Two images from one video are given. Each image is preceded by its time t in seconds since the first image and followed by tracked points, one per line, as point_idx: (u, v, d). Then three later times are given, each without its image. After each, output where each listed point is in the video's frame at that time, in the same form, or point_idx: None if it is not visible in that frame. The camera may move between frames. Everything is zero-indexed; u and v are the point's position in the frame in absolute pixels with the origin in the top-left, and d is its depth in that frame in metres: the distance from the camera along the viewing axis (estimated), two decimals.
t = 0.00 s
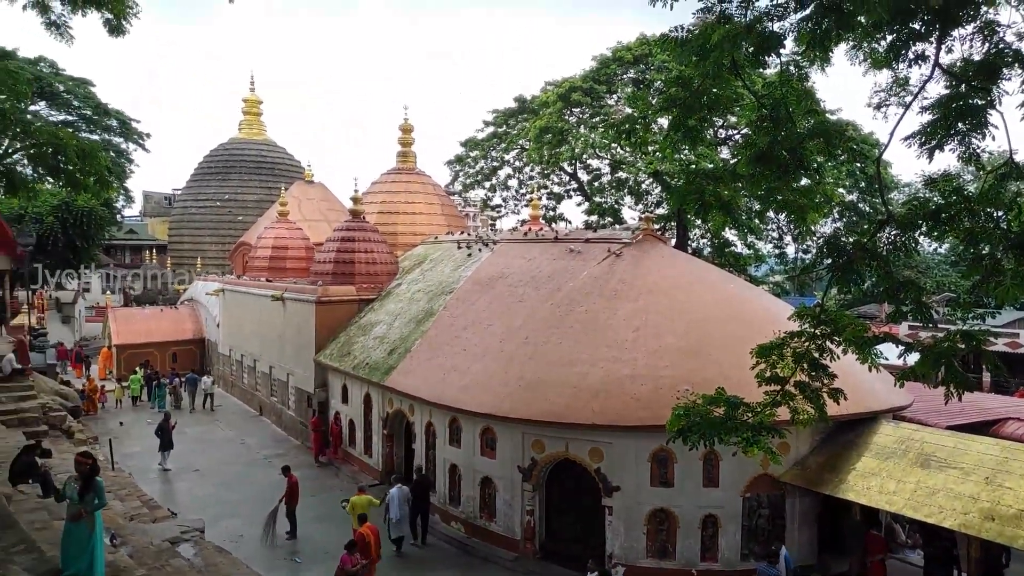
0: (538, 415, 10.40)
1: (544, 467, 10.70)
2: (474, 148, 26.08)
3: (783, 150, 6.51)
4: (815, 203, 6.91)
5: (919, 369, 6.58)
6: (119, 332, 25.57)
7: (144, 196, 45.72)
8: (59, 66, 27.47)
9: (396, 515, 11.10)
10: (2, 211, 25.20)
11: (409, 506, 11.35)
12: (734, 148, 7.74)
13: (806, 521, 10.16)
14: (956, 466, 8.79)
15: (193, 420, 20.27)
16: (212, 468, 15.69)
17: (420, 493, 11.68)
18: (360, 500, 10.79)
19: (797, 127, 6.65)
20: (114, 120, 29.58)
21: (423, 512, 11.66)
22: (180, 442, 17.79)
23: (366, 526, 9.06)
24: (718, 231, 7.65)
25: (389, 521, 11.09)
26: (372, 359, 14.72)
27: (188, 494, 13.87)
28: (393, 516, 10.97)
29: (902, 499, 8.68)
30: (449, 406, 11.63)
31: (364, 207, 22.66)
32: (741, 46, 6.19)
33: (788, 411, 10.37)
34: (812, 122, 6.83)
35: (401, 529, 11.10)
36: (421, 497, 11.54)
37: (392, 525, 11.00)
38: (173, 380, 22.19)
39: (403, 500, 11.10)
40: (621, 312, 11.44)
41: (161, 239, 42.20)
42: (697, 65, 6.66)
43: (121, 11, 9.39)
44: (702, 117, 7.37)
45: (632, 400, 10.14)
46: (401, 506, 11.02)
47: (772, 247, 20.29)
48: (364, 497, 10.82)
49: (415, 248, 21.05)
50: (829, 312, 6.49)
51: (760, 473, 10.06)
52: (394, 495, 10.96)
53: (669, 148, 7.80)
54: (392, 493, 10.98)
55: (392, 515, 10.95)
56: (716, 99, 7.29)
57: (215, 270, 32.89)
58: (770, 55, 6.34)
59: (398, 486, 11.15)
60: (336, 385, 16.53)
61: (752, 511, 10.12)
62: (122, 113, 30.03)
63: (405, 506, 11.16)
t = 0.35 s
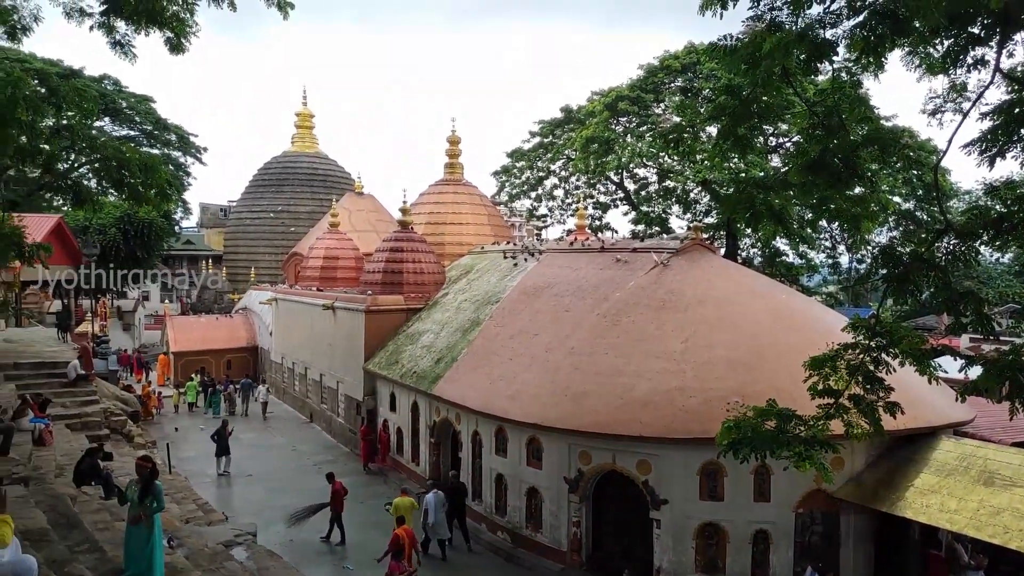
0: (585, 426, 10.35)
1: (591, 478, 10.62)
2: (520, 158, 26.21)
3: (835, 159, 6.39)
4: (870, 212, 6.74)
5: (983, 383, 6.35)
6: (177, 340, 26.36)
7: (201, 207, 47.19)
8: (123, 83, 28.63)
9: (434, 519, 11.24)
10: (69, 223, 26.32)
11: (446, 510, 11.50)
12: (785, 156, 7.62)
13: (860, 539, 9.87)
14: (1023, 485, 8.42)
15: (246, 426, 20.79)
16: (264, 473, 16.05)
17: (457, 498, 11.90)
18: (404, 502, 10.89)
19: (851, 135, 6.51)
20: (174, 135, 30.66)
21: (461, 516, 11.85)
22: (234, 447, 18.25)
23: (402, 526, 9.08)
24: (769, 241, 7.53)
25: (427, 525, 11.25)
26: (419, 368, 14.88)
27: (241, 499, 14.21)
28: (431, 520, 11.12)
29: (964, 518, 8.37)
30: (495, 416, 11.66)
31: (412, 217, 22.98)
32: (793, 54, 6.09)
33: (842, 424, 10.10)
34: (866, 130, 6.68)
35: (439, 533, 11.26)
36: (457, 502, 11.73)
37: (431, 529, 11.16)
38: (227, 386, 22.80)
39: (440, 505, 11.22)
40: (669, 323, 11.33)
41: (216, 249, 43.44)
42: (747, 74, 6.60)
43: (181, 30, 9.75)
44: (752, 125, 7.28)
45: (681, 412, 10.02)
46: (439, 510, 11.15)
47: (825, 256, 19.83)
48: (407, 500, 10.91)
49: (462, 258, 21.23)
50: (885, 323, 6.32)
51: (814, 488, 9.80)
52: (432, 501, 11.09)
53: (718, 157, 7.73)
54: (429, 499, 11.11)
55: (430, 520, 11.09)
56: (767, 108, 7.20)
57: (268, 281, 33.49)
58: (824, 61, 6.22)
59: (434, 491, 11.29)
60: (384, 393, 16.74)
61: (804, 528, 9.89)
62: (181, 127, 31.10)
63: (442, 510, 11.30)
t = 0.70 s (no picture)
0: (635, 434, 10.27)
1: (641, 488, 10.49)
2: (569, 166, 26.21)
3: (894, 163, 6.24)
4: (932, 217, 6.55)
5: None
6: (234, 345, 27.12)
7: (258, 217, 48.61)
8: (184, 97, 29.71)
9: (472, 520, 11.54)
10: (135, 232, 27.40)
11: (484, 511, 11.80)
12: (841, 161, 7.45)
13: (922, 557, 9.53)
14: None
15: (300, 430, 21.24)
16: (317, 476, 16.38)
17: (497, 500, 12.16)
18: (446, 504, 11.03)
19: (912, 138, 6.34)
20: (232, 146, 31.64)
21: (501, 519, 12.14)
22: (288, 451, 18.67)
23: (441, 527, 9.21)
24: (826, 247, 7.37)
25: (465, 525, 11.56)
26: (469, 374, 14.99)
27: (295, 501, 14.52)
28: (468, 520, 11.43)
29: None
30: (544, 423, 11.64)
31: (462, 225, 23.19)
32: (851, 57, 5.98)
33: (902, 436, 9.79)
34: (928, 132, 6.49)
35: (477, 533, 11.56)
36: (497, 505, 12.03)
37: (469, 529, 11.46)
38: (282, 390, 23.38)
39: (478, 505, 11.53)
40: (721, 331, 11.16)
41: (272, 257, 44.59)
42: (802, 77, 6.49)
43: (241, 44, 10.09)
44: (808, 130, 7.15)
45: (733, 422, 9.86)
46: (476, 511, 11.44)
47: (884, 263, 19.25)
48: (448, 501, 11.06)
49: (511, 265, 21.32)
50: (948, 332, 6.12)
51: (872, 501, 9.53)
52: (469, 501, 11.40)
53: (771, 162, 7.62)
54: (467, 500, 11.41)
55: (468, 520, 11.41)
56: (822, 112, 7.07)
57: (321, 286, 34.32)
58: (882, 64, 6.08)
59: (472, 493, 11.60)
60: (434, 399, 16.88)
61: (863, 543, 9.61)
62: (239, 139, 32.10)
63: (480, 511, 11.59)
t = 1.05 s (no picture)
0: (686, 440, 10.14)
1: (693, 495, 10.31)
2: (618, 169, 26.06)
3: (959, 164, 6.04)
4: (1000, 219, 6.31)
5: None
6: (289, 347, 27.74)
7: (311, 222, 49.77)
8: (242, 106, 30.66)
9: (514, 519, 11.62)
10: (195, 237, 28.36)
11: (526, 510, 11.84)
12: (902, 161, 7.24)
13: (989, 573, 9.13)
14: None
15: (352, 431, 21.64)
16: (369, 477, 16.66)
17: (542, 501, 12.24)
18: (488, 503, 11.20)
19: (978, 138, 6.12)
20: (287, 153, 32.45)
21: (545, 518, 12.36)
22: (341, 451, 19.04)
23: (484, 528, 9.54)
24: (886, 251, 7.16)
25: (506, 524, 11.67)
26: (517, 378, 15.03)
27: (348, 501, 14.81)
28: (510, 520, 11.51)
29: None
30: (593, 428, 11.58)
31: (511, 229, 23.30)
32: (912, 56, 5.82)
33: (967, 446, 9.44)
34: (995, 132, 6.27)
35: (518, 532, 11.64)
36: (541, 505, 12.23)
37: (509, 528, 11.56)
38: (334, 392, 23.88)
39: (520, 505, 11.57)
40: (775, 336, 10.95)
41: (325, 261, 45.52)
42: (861, 77, 6.35)
43: (297, 54, 10.35)
44: (866, 131, 6.98)
45: (787, 430, 9.66)
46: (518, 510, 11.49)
47: (946, 267, 18.59)
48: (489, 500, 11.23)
49: (560, 269, 21.32)
50: (1017, 338, 5.89)
51: (934, 514, 9.21)
52: (512, 501, 11.44)
53: (828, 164, 7.46)
54: (510, 499, 11.46)
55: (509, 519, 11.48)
56: (881, 112, 6.89)
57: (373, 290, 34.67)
58: (946, 63, 5.90)
59: (516, 491, 11.63)
60: (483, 402, 16.96)
61: (925, 556, 9.28)
62: (294, 147, 32.94)
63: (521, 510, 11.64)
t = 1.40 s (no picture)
0: (734, 446, 9.99)
1: (742, 502, 10.14)
2: (665, 171, 25.80)
3: None
4: None
5: None
6: (338, 349, 28.26)
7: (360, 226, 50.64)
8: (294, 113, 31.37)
9: (555, 519, 11.89)
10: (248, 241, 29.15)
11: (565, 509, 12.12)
12: (963, 160, 6.99)
13: None
14: None
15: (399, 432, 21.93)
16: (416, 477, 16.88)
17: (581, 501, 12.38)
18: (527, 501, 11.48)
19: None
20: (336, 158, 33.06)
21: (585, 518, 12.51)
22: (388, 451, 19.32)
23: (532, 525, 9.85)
24: (946, 253, 6.92)
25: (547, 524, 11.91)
26: (563, 381, 15.00)
27: (396, 500, 15.04)
28: (550, 518, 11.77)
29: None
30: (640, 433, 11.46)
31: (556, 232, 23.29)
32: (974, 53, 5.63)
33: None
34: None
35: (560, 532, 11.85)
36: (581, 504, 12.37)
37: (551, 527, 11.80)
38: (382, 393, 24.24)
39: (560, 504, 11.86)
40: (828, 341, 10.70)
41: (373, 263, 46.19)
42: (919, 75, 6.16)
43: (346, 60, 10.52)
44: (924, 130, 6.77)
45: (840, 437, 9.43)
46: (558, 509, 11.77)
47: (1010, 269, 17.88)
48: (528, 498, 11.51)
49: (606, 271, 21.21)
50: None
51: (997, 526, 8.87)
52: (551, 500, 11.77)
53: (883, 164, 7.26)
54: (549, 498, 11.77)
55: (550, 518, 11.76)
56: (940, 111, 6.68)
57: (420, 293, 35.01)
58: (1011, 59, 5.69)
59: (554, 492, 11.97)
60: (529, 405, 16.96)
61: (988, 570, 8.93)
62: (343, 152, 33.54)
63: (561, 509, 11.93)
